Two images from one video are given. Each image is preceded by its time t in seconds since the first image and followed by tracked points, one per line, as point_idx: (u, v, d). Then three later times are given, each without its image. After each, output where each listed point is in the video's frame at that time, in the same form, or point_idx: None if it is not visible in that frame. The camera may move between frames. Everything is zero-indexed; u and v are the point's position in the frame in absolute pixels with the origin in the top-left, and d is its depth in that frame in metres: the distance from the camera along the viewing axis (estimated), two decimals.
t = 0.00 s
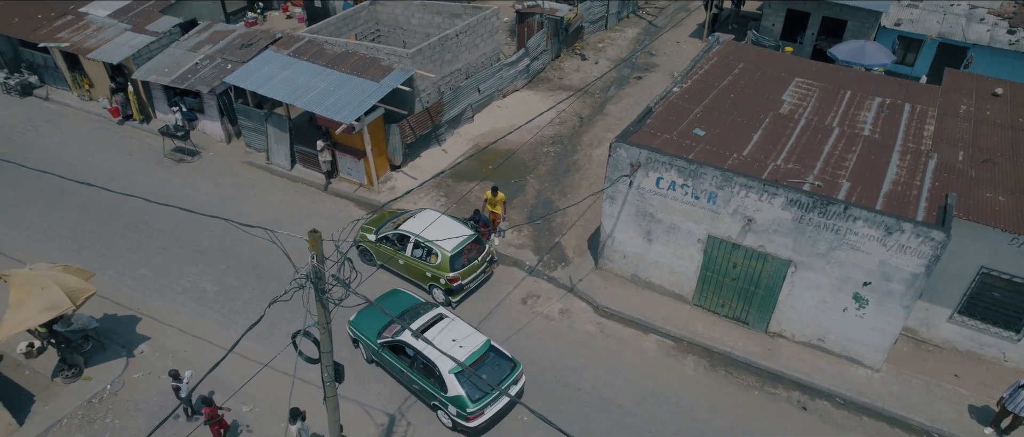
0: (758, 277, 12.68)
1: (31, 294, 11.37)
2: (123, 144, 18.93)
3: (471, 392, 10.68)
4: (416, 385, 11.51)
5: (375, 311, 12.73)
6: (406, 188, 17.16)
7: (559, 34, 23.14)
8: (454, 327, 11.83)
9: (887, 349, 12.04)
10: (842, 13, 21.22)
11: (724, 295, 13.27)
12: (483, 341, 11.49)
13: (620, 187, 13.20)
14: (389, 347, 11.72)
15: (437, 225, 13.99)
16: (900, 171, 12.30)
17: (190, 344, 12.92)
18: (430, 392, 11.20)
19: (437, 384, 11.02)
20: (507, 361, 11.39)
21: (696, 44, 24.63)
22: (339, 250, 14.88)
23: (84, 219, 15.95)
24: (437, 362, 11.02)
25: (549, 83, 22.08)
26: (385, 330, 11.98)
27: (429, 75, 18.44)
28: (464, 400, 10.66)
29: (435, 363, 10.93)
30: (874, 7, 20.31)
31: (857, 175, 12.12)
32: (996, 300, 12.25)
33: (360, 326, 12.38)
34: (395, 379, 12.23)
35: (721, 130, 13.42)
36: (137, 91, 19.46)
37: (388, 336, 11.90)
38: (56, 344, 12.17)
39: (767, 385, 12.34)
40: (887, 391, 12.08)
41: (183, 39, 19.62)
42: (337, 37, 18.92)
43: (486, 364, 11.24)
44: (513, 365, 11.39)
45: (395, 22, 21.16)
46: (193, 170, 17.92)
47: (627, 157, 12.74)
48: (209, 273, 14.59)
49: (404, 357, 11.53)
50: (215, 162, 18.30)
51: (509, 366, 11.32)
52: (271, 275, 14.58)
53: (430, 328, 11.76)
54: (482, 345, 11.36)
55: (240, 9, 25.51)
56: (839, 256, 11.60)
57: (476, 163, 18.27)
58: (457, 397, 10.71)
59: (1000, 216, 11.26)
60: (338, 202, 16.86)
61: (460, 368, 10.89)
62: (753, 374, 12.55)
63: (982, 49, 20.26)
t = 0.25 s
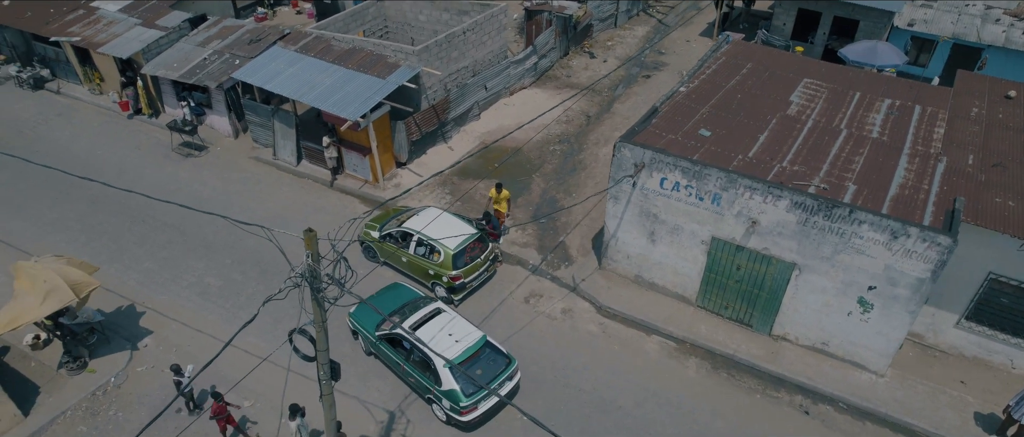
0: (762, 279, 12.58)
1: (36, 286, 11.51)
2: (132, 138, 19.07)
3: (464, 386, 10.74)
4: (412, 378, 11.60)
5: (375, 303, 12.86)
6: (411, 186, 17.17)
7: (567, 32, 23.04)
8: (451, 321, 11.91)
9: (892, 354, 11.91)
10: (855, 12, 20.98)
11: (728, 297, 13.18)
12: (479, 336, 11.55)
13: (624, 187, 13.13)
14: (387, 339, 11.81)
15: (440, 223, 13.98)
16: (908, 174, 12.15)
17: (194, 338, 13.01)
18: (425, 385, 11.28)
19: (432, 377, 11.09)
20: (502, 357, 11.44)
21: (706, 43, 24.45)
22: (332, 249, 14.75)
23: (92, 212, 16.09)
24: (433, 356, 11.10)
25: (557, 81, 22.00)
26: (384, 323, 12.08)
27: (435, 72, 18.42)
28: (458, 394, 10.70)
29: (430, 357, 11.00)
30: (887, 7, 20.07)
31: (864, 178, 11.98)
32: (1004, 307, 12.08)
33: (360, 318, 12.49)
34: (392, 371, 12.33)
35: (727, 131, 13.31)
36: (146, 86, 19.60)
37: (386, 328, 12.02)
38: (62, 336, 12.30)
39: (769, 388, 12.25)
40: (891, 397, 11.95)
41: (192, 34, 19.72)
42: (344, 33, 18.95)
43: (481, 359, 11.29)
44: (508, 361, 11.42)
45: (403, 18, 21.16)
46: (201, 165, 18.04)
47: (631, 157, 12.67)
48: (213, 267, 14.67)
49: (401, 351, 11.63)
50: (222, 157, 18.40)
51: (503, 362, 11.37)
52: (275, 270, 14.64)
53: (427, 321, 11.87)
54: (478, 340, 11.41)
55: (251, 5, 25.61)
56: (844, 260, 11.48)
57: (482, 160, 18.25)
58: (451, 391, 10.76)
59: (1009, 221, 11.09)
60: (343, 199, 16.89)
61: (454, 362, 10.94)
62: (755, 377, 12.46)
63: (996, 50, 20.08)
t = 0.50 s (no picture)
0: (767, 282, 12.48)
1: (43, 277, 11.63)
2: (142, 132, 19.22)
3: (462, 382, 10.76)
4: (410, 373, 11.65)
5: (377, 297, 12.93)
6: (417, 182, 17.17)
7: (577, 29, 22.94)
8: (451, 318, 11.95)
9: (897, 359, 11.77)
10: (868, 12, 20.72)
11: (732, 300, 13.08)
12: (478, 333, 11.57)
13: (628, 187, 13.06)
14: (387, 334, 11.87)
15: (445, 221, 13.98)
16: (917, 178, 11.98)
17: (198, 332, 13.09)
18: (423, 380, 11.32)
19: (430, 373, 11.13)
20: (500, 354, 11.44)
21: (717, 42, 24.25)
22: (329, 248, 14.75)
23: (101, 205, 16.24)
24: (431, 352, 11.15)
25: (565, 79, 21.92)
26: (384, 318, 12.14)
27: (443, 69, 18.41)
28: (455, 391, 10.73)
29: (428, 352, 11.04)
30: (901, 7, 19.81)
31: (872, 181, 11.84)
32: (1014, 313, 11.90)
33: (361, 312, 12.56)
34: (393, 367, 12.37)
35: (734, 132, 13.19)
36: (156, 80, 19.75)
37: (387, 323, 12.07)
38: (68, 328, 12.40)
39: (772, 392, 12.15)
40: (896, 403, 11.81)
41: (202, 28, 19.82)
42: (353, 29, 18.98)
43: (479, 356, 11.31)
44: (506, 358, 11.42)
45: (412, 15, 21.15)
46: (209, 159, 18.15)
47: (636, 157, 12.60)
48: (219, 262, 14.76)
49: (400, 346, 11.68)
50: (230, 151, 18.50)
51: (502, 359, 11.36)
52: (280, 265, 14.71)
53: (427, 317, 11.91)
54: (476, 337, 11.43)
55: None
56: (849, 263, 11.35)
57: (488, 158, 18.22)
58: (448, 387, 10.79)
59: (1019, 227, 10.91)
60: (349, 195, 16.93)
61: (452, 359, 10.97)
62: (758, 380, 12.36)
63: (1013, 52, 19.77)
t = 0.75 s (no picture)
0: (771, 284, 12.37)
1: (48, 267, 11.69)
2: (152, 126, 19.36)
3: (461, 379, 10.78)
4: (411, 370, 11.68)
5: (380, 294, 12.96)
6: (423, 179, 17.19)
7: (587, 27, 22.83)
8: (452, 315, 11.97)
9: (902, 364, 11.64)
10: (882, 13, 20.46)
11: (736, 302, 13.00)
12: (478, 331, 11.58)
13: (633, 187, 12.99)
14: (389, 330, 11.91)
15: (449, 219, 13.96)
16: (927, 182, 11.82)
17: (202, 326, 13.18)
18: (423, 378, 11.34)
19: (430, 371, 11.15)
20: (501, 353, 11.44)
21: (728, 41, 24.05)
22: (326, 246, 14.73)
23: (110, 198, 16.38)
24: (431, 349, 11.17)
25: (574, 77, 21.84)
26: (386, 314, 12.18)
27: (451, 66, 18.39)
28: (454, 388, 10.75)
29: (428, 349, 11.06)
30: (916, 8, 19.54)
31: (880, 185, 11.70)
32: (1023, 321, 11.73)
33: (364, 308, 12.62)
34: (394, 363, 12.41)
35: (741, 133, 13.07)
36: (167, 75, 19.89)
37: (388, 319, 12.10)
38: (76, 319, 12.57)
39: (775, 396, 12.05)
40: (901, 409, 11.68)
41: (212, 23, 19.92)
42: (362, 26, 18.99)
43: (479, 354, 11.32)
44: (506, 357, 11.42)
45: (421, 11, 21.14)
46: (217, 154, 18.26)
47: (641, 158, 12.52)
48: (225, 256, 14.85)
49: (401, 342, 11.71)
50: (238, 146, 18.60)
51: (502, 358, 11.36)
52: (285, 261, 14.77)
53: (428, 314, 11.94)
54: (477, 336, 11.45)
55: None
56: (855, 267, 11.22)
57: (495, 155, 18.21)
58: (447, 385, 10.82)
59: None
60: (355, 191, 16.97)
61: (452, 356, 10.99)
62: (762, 384, 12.27)
63: None
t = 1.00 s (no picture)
0: (776, 287, 12.26)
1: (55, 262, 11.79)
2: (162, 119, 19.51)
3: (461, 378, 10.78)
4: (413, 367, 11.70)
5: (384, 290, 12.99)
6: (430, 176, 17.20)
7: (597, 25, 22.72)
8: (455, 313, 11.97)
9: (908, 370, 11.51)
10: (896, 13, 20.18)
11: (741, 304, 12.90)
12: (481, 330, 11.58)
13: (639, 187, 12.92)
14: (391, 327, 11.94)
15: (454, 216, 13.96)
16: (936, 186, 11.66)
17: (207, 319, 13.28)
18: (425, 375, 11.36)
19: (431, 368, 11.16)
20: (502, 352, 11.43)
21: (740, 40, 23.84)
22: (325, 243, 14.70)
23: (119, 191, 16.53)
24: (433, 347, 11.18)
25: (583, 75, 21.74)
26: (390, 311, 12.20)
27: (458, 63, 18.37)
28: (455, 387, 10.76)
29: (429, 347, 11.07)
30: (931, 8, 19.26)
31: (888, 188, 11.55)
32: None
33: (368, 304, 12.66)
34: (397, 360, 12.44)
35: (748, 134, 12.96)
36: (178, 69, 20.04)
37: (391, 316, 12.12)
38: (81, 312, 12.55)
39: (779, 399, 11.95)
40: (906, 415, 11.54)
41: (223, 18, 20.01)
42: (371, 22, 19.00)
43: (481, 353, 11.32)
44: (508, 356, 11.41)
45: (431, 8, 21.13)
46: (226, 148, 18.37)
47: (646, 157, 12.45)
48: (231, 250, 14.94)
49: (403, 339, 11.73)
50: (247, 141, 18.69)
51: (504, 357, 11.35)
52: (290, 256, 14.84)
53: (431, 312, 11.94)
54: (479, 334, 11.44)
55: None
56: (861, 271, 11.10)
57: (501, 153, 18.18)
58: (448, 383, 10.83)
59: None
60: (362, 187, 17.01)
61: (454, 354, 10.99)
62: (765, 387, 12.17)
63: None
